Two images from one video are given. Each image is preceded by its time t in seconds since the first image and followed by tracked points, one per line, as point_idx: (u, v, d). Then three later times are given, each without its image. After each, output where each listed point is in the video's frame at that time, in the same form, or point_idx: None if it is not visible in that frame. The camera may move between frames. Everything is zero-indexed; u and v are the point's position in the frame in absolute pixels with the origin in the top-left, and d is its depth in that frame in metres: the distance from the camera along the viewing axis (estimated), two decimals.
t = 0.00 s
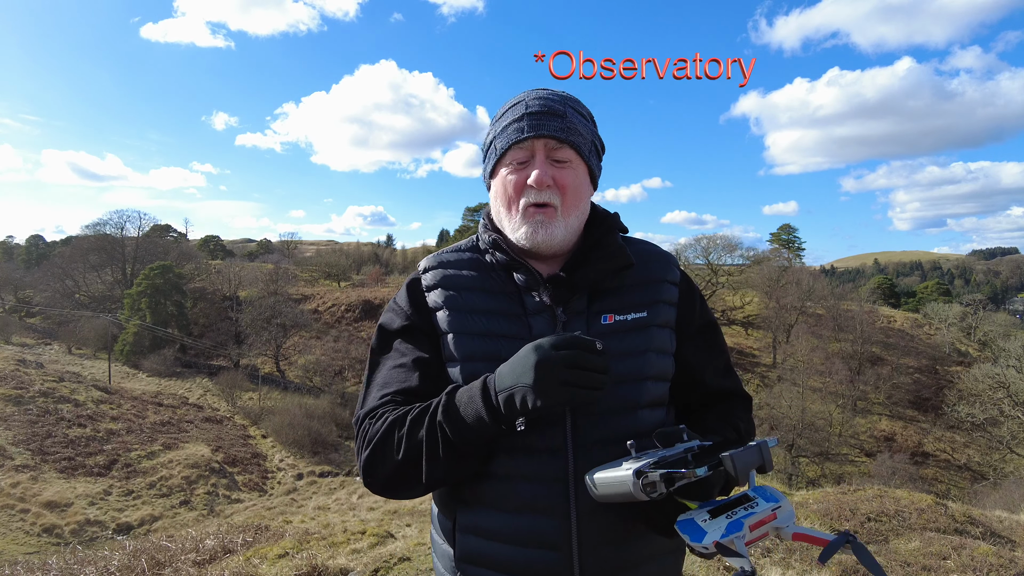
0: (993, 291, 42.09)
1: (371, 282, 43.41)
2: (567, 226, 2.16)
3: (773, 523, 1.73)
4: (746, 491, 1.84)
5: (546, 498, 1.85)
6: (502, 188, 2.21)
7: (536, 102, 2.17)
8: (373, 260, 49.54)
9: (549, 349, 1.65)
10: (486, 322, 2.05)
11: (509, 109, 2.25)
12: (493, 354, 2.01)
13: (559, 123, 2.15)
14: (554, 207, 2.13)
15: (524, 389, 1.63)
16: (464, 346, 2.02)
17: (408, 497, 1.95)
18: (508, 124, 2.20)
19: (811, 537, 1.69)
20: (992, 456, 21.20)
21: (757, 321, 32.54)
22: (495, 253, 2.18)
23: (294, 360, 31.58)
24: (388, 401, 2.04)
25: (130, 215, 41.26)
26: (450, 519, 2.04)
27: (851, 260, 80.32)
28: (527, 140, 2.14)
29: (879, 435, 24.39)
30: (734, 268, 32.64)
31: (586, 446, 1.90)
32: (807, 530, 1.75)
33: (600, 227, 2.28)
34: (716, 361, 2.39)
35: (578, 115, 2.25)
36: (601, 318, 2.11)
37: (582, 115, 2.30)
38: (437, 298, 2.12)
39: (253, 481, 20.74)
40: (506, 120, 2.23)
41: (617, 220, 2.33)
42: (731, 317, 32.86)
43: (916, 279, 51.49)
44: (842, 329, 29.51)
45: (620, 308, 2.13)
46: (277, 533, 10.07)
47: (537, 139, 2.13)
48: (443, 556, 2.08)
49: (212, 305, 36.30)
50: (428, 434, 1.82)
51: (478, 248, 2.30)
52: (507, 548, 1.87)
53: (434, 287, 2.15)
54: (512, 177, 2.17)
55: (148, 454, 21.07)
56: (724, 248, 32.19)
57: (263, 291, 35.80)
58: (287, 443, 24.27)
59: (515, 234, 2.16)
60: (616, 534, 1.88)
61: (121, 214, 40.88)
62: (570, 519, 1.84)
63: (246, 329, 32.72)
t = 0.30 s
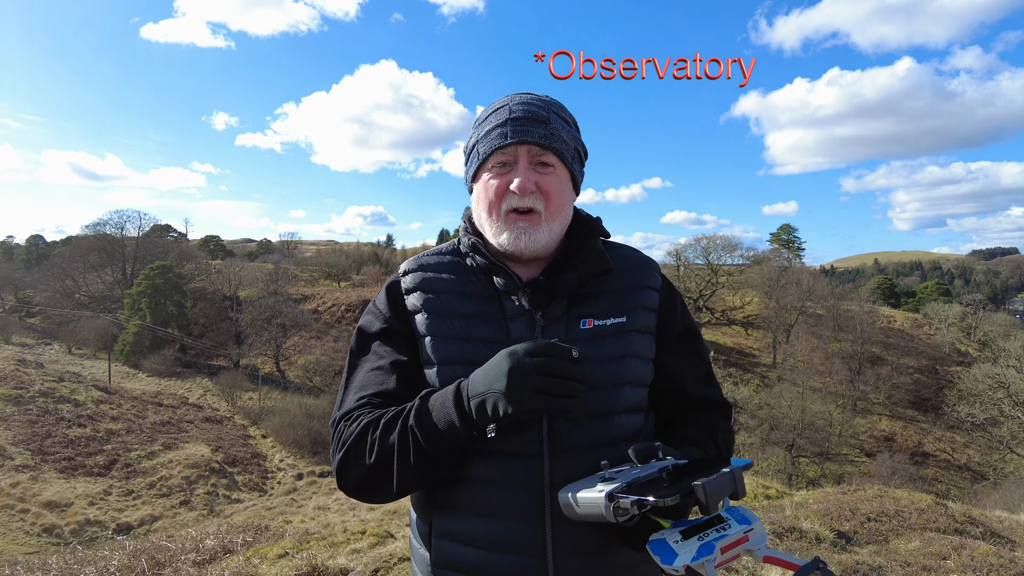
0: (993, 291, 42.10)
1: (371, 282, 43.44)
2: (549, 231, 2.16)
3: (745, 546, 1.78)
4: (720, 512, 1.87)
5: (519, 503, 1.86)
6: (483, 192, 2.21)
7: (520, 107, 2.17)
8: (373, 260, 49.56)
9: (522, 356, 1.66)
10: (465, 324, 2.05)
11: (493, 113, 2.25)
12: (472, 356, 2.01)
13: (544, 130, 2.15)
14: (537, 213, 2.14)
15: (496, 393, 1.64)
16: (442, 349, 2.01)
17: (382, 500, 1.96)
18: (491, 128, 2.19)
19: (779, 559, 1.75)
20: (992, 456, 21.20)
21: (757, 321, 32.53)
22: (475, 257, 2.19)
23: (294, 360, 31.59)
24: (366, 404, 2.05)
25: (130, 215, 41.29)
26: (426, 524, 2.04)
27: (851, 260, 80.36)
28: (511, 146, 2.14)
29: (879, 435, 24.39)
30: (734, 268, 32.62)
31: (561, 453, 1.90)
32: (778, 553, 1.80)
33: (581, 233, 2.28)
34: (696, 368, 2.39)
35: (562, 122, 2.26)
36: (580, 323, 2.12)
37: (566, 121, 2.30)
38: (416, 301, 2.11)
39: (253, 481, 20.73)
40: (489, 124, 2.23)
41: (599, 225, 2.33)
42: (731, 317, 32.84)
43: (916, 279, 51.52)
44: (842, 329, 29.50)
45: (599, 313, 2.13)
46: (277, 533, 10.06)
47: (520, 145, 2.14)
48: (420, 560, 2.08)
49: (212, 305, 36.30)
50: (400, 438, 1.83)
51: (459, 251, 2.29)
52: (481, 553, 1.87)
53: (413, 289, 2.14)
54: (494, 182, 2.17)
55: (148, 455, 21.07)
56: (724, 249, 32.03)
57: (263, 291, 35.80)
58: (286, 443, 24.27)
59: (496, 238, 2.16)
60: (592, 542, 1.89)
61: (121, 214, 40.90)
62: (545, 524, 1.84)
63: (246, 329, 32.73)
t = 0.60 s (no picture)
0: (993, 291, 42.12)
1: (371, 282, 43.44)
2: (526, 242, 2.16)
3: (754, 511, 1.79)
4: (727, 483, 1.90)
5: (527, 497, 1.83)
6: (466, 198, 2.20)
7: (509, 117, 2.16)
8: (373, 260, 49.54)
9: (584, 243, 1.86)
10: (457, 322, 2.01)
11: (482, 118, 2.23)
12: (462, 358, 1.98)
13: (530, 144, 2.15)
14: (515, 227, 2.12)
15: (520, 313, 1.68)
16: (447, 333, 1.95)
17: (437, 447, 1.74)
18: (477, 136, 2.18)
19: (790, 523, 1.75)
20: (992, 456, 21.21)
21: (757, 321, 32.51)
22: (463, 256, 2.18)
23: (294, 360, 31.59)
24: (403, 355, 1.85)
25: (130, 215, 41.29)
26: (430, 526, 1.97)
27: (851, 260, 80.40)
28: (495, 158, 2.13)
29: (879, 435, 24.39)
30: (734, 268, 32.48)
31: (563, 434, 1.89)
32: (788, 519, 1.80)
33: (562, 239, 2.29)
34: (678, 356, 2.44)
35: (552, 135, 2.24)
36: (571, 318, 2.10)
37: (557, 133, 2.28)
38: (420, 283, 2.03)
39: (253, 481, 20.72)
40: (478, 128, 2.21)
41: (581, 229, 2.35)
42: (731, 317, 32.81)
43: (916, 279, 51.55)
44: (842, 329, 29.50)
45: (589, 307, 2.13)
46: (277, 533, 10.06)
47: (504, 158, 2.12)
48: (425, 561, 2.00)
49: (212, 305, 36.30)
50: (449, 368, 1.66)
51: (446, 248, 2.27)
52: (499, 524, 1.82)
53: (413, 274, 2.06)
54: (475, 189, 2.16)
55: (148, 454, 21.06)
56: (724, 249, 31.95)
57: (263, 291, 35.80)
58: (286, 443, 24.27)
59: (475, 242, 2.14)
60: (597, 526, 1.90)
61: (121, 214, 40.92)
62: (556, 513, 1.84)
63: (246, 329, 32.72)
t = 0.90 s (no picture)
0: (993, 291, 42.11)
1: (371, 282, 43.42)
2: (527, 231, 2.17)
3: (770, 504, 1.81)
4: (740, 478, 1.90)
5: (542, 505, 1.83)
6: (459, 194, 2.20)
7: (495, 107, 2.17)
8: (373, 260, 49.54)
9: (533, 326, 1.68)
10: (458, 329, 2.03)
11: (467, 113, 2.24)
12: (465, 360, 2.00)
13: (520, 130, 2.16)
14: (515, 215, 2.14)
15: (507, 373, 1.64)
16: (440, 354, 2.00)
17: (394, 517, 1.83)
18: (464, 129, 2.18)
19: (805, 513, 1.79)
20: (992, 456, 21.21)
21: (757, 321, 32.50)
22: (457, 260, 2.16)
23: (293, 360, 31.59)
24: (358, 421, 1.97)
25: (129, 215, 41.30)
26: (439, 540, 1.96)
27: (851, 260, 80.38)
28: (487, 148, 2.14)
29: (879, 435, 24.38)
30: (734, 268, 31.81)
31: (572, 440, 1.90)
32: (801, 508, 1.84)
33: (555, 231, 2.31)
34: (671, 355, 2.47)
35: (538, 123, 2.27)
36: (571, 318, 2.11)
37: (541, 121, 2.31)
38: (403, 310, 2.07)
39: (253, 481, 20.72)
40: (464, 122, 2.21)
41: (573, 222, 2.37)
42: (731, 317, 32.78)
43: (916, 279, 51.53)
44: (842, 329, 29.51)
45: (589, 306, 2.15)
46: (277, 533, 10.06)
47: (496, 147, 2.14)
48: None
49: (212, 305, 36.31)
50: (401, 443, 1.78)
51: (437, 255, 2.26)
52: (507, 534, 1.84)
53: (398, 297, 2.10)
54: (469, 183, 2.16)
55: (148, 454, 21.06)
56: (724, 248, 31.90)
57: (263, 291, 35.80)
58: (286, 443, 24.27)
59: (475, 240, 2.15)
60: (610, 532, 1.89)
61: (121, 214, 40.95)
62: (570, 519, 1.84)
63: (245, 329, 32.71)
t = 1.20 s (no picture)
0: (993, 291, 42.11)
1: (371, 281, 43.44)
2: (532, 233, 2.16)
3: (744, 537, 1.77)
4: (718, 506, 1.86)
5: (521, 512, 1.86)
6: (461, 195, 2.20)
7: (496, 107, 2.17)
8: (373, 260, 49.53)
9: (514, 362, 1.67)
10: (451, 333, 2.05)
11: (469, 113, 2.24)
12: (457, 365, 2.02)
13: (522, 130, 2.16)
14: (519, 217, 2.13)
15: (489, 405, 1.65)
16: (431, 359, 2.02)
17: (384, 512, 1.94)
18: (467, 130, 2.19)
19: (780, 549, 1.75)
20: (993, 456, 21.23)
21: (757, 321, 32.48)
22: (457, 262, 2.18)
23: (293, 360, 31.60)
24: (351, 419, 2.06)
25: (129, 215, 41.31)
26: (422, 535, 2.03)
27: (851, 260, 80.40)
28: (489, 148, 2.14)
29: (879, 435, 24.39)
30: (734, 268, 32.10)
31: (557, 452, 1.91)
32: (778, 543, 1.79)
33: (562, 233, 2.29)
34: (679, 361, 2.43)
35: (541, 122, 2.26)
36: (568, 325, 2.12)
37: (544, 120, 2.31)
38: (398, 312, 2.09)
39: (253, 481, 20.72)
40: (466, 124, 2.22)
41: (581, 224, 2.35)
42: (731, 317, 32.76)
43: (916, 279, 51.54)
44: (842, 329, 29.52)
45: (586, 313, 2.14)
46: (277, 533, 10.06)
47: (498, 147, 2.14)
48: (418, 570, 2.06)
49: (212, 305, 36.31)
50: (388, 453, 1.85)
51: (439, 256, 2.29)
52: (481, 536, 1.88)
53: (395, 300, 2.13)
54: (470, 184, 2.17)
55: (148, 455, 21.06)
56: (724, 248, 31.79)
57: (263, 292, 35.81)
58: (286, 443, 24.27)
59: (475, 241, 2.15)
60: (585, 544, 1.89)
61: (121, 214, 40.96)
62: (545, 530, 1.85)
63: (245, 329, 32.71)
